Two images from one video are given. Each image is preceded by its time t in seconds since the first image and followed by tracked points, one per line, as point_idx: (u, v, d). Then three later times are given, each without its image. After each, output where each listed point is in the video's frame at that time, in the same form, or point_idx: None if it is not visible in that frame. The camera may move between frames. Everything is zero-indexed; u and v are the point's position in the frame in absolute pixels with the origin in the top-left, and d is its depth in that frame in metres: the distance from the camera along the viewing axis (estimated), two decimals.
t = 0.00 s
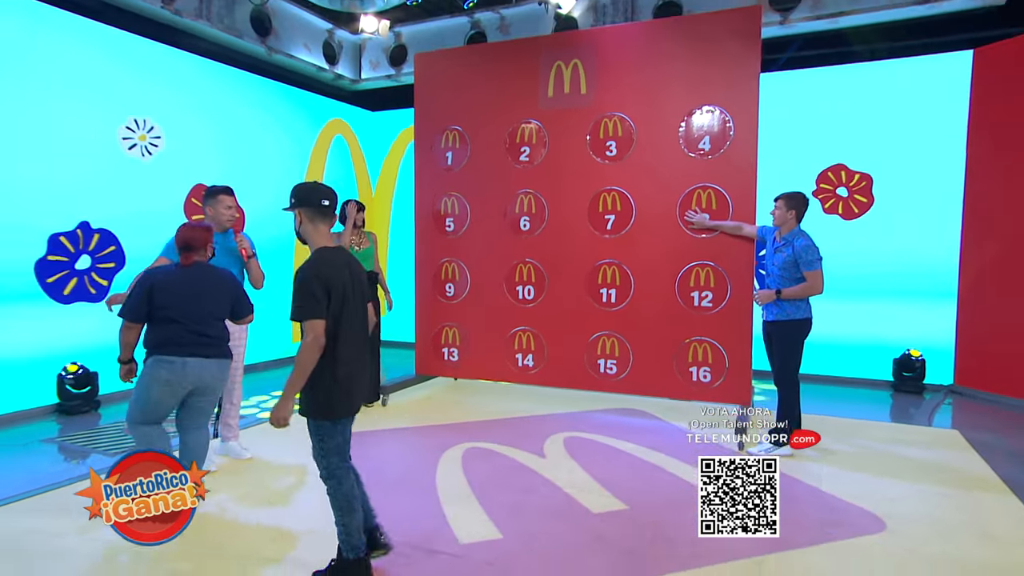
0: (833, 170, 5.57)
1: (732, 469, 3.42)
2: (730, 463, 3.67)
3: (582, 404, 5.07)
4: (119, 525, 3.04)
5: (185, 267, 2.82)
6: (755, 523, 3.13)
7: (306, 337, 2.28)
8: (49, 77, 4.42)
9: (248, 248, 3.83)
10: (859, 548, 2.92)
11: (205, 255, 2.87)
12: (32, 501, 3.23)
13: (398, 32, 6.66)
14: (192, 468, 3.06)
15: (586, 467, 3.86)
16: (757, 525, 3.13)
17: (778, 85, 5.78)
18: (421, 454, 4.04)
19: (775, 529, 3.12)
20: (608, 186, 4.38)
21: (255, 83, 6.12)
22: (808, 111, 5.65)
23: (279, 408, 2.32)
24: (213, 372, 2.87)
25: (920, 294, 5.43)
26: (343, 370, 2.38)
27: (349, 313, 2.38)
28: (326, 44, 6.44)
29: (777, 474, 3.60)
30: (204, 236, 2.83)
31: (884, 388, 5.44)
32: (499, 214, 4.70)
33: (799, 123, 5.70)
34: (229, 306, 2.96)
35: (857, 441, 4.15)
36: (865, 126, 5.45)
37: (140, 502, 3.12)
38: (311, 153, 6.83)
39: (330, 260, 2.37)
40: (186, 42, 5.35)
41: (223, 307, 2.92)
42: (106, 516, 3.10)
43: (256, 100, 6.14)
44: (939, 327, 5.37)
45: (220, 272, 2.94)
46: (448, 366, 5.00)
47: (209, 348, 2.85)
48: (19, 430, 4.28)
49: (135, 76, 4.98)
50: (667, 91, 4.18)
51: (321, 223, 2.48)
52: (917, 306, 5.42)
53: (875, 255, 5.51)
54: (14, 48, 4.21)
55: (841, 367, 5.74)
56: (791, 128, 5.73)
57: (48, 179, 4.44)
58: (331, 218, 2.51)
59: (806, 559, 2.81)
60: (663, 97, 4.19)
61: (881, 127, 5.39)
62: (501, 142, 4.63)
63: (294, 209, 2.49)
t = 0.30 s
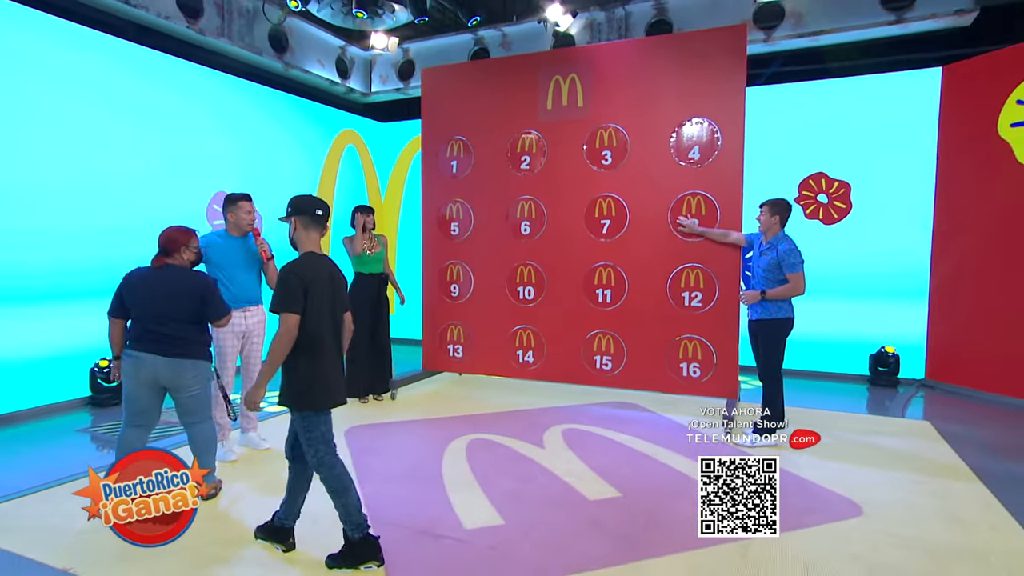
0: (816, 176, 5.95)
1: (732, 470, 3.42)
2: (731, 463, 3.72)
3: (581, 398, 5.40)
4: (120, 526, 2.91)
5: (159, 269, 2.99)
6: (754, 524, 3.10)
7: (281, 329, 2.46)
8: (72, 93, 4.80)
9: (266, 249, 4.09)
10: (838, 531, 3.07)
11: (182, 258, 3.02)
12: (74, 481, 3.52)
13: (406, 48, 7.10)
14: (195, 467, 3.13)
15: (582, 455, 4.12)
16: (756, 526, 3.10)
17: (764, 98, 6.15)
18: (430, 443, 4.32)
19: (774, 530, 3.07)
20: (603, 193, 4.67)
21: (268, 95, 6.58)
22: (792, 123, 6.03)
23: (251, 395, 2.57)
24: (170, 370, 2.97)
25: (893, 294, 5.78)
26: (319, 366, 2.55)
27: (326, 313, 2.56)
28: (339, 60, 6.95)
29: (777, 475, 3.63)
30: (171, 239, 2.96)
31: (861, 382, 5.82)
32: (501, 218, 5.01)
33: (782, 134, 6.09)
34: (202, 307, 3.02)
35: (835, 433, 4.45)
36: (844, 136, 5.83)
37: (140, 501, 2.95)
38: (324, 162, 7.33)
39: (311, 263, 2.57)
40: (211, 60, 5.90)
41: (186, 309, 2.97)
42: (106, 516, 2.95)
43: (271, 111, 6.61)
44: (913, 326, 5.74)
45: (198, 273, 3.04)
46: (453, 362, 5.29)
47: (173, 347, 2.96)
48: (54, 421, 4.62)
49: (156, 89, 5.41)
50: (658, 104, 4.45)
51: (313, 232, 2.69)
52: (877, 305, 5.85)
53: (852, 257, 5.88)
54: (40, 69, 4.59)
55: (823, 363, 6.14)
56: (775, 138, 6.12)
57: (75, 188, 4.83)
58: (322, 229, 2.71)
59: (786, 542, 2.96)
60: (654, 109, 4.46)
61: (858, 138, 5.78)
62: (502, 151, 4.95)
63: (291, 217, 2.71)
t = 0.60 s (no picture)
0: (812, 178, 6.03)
1: (732, 470, 3.39)
2: (730, 463, 3.87)
3: (581, 396, 5.50)
4: (120, 525, 2.89)
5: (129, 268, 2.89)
6: (755, 523, 3.16)
7: (253, 316, 2.54)
8: (74, 95, 4.87)
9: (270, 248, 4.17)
10: (831, 527, 3.15)
11: (156, 258, 2.90)
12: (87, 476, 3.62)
13: (409, 53, 7.19)
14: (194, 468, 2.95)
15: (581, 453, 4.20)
16: (757, 525, 3.15)
17: (760, 101, 6.25)
18: (432, 441, 4.40)
19: (774, 530, 3.13)
20: (602, 195, 4.75)
21: (273, 98, 6.68)
22: (788, 126, 6.12)
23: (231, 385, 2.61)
24: (131, 374, 2.85)
25: (885, 295, 5.90)
26: (281, 357, 2.60)
27: (296, 306, 2.64)
28: (343, 64, 7.05)
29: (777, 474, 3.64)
30: (138, 239, 2.83)
31: (855, 380, 5.90)
32: (501, 220, 5.10)
33: (778, 136, 6.17)
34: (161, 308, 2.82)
35: (829, 431, 4.54)
36: (838, 139, 5.93)
37: (140, 502, 2.92)
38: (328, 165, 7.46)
39: (290, 257, 2.67)
40: (216, 64, 5.96)
41: (147, 309, 2.81)
42: (105, 513, 2.90)
43: (277, 113, 6.73)
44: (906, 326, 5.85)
45: (163, 273, 2.86)
46: (455, 361, 5.38)
47: (134, 349, 2.83)
48: (63, 419, 4.72)
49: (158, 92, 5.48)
50: (657, 108, 4.53)
51: (299, 231, 2.77)
52: (870, 306, 5.96)
53: (845, 258, 5.99)
54: (42, 72, 4.66)
55: (818, 362, 6.23)
56: (770, 141, 6.21)
57: (78, 190, 4.92)
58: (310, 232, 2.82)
59: (784, 538, 3.05)
60: (653, 113, 4.54)
61: (853, 141, 5.88)
62: (503, 154, 5.05)
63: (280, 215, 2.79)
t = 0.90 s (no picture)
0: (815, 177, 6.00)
1: (733, 470, 3.48)
2: (730, 462, 3.74)
3: (583, 398, 5.43)
4: (122, 523, 2.77)
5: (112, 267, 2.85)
6: (754, 523, 3.14)
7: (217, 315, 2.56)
8: (74, 95, 4.83)
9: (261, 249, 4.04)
10: (835, 530, 3.09)
11: (141, 257, 2.84)
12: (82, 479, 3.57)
13: (408, 50, 7.11)
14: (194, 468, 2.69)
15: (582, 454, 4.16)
16: (756, 526, 3.14)
17: (764, 100, 6.22)
18: (432, 443, 4.35)
19: (774, 530, 3.10)
20: (603, 195, 4.69)
21: (271, 96, 6.63)
22: (791, 125, 6.09)
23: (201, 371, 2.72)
24: (104, 375, 2.78)
25: (889, 295, 5.86)
26: (252, 358, 2.58)
27: (265, 306, 2.59)
28: (341, 62, 7.00)
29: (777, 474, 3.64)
30: (121, 237, 2.79)
31: (860, 381, 5.86)
32: (501, 219, 5.05)
33: (781, 135, 6.15)
34: (136, 309, 2.75)
35: (831, 432, 4.49)
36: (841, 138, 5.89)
37: (140, 501, 2.74)
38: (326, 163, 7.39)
39: (263, 257, 2.62)
40: (213, 61, 5.90)
41: (124, 310, 2.75)
42: (105, 511, 2.76)
43: (276, 113, 6.68)
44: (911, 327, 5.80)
45: (142, 272, 2.79)
46: (454, 362, 5.32)
47: (109, 350, 2.76)
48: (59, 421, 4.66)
49: (159, 91, 5.45)
50: (659, 106, 4.47)
51: (279, 232, 2.71)
52: (875, 306, 5.91)
53: (849, 258, 5.93)
54: (44, 71, 4.63)
55: (822, 363, 6.18)
56: (774, 140, 6.19)
57: (77, 189, 4.86)
58: (292, 232, 2.74)
59: (784, 538, 3.02)
60: (654, 111, 4.48)
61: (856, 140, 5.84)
62: (503, 153, 4.99)
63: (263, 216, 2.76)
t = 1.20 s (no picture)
0: (817, 177, 5.97)
1: (732, 470, 3.44)
2: (731, 462, 3.72)
3: (584, 398, 5.40)
4: (121, 526, 2.71)
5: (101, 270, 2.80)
6: (754, 523, 3.11)
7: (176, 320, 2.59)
8: (74, 95, 4.80)
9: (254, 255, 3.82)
10: (838, 532, 3.05)
11: (135, 257, 2.81)
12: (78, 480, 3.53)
13: (407, 49, 7.07)
14: (195, 467, 2.67)
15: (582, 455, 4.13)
16: (756, 526, 3.11)
17: (765, 98, 6.17)
18: (430, 445, 4.31)
19: (774, 530, 3.08)
20: (602, 194, 4.66)
21: (270, 95, 6.60)
22: (793, 123, 6.04)
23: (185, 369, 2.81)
24: (95, 379, 2.74)
25: (892, 295, 5.82)
26: (212, 359, 2.58)
27: (219, 309, 2.55)
28: (340, 61, 6.96)
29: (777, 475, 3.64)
30: (112, 237, 2.75)
31: (864, 383, 5.82)
32: (501, 219, 5.01)
33: (783, 134, 6.10)
34: (128, 312, 2.71)
35: (833, 434, 4.46)
36: (843, 137, 5.85)
37: (140, 502, 2.69)
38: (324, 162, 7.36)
39: (216, 261, 2.56)
40: (211, 60, 5.87)
41: (115, 313, 2.72)
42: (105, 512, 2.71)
43: (275, 112, 6.64)
44: (914, 327, 5.76)
45: (133, 273, 2.76)
46: (454, 363, 5.29)
47: (100, 354, 2.72)
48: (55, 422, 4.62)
49: (160, 92, 5.42)
50: (660, 104, 4.43)
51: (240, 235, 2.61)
52: (879, 306, 5.86)
53: (853, 257, 5.89)
54: (47, 72, 4.62)
55: (825, 364, 6.13)
56: (776, 139, 6.14)
57: (76, 189, 4.83)
58: (253, 232, 2.62)
59: (785, 539, 2.99)
60: (655, 110, 4.45)
61: (858, 139, 5.80)
62: (503, 152, 4.96)
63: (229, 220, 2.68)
